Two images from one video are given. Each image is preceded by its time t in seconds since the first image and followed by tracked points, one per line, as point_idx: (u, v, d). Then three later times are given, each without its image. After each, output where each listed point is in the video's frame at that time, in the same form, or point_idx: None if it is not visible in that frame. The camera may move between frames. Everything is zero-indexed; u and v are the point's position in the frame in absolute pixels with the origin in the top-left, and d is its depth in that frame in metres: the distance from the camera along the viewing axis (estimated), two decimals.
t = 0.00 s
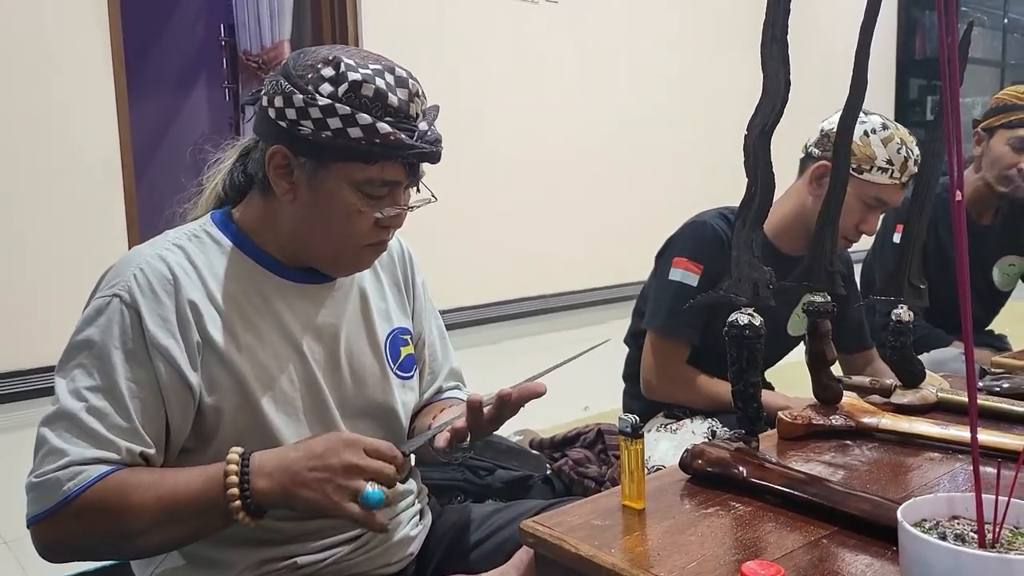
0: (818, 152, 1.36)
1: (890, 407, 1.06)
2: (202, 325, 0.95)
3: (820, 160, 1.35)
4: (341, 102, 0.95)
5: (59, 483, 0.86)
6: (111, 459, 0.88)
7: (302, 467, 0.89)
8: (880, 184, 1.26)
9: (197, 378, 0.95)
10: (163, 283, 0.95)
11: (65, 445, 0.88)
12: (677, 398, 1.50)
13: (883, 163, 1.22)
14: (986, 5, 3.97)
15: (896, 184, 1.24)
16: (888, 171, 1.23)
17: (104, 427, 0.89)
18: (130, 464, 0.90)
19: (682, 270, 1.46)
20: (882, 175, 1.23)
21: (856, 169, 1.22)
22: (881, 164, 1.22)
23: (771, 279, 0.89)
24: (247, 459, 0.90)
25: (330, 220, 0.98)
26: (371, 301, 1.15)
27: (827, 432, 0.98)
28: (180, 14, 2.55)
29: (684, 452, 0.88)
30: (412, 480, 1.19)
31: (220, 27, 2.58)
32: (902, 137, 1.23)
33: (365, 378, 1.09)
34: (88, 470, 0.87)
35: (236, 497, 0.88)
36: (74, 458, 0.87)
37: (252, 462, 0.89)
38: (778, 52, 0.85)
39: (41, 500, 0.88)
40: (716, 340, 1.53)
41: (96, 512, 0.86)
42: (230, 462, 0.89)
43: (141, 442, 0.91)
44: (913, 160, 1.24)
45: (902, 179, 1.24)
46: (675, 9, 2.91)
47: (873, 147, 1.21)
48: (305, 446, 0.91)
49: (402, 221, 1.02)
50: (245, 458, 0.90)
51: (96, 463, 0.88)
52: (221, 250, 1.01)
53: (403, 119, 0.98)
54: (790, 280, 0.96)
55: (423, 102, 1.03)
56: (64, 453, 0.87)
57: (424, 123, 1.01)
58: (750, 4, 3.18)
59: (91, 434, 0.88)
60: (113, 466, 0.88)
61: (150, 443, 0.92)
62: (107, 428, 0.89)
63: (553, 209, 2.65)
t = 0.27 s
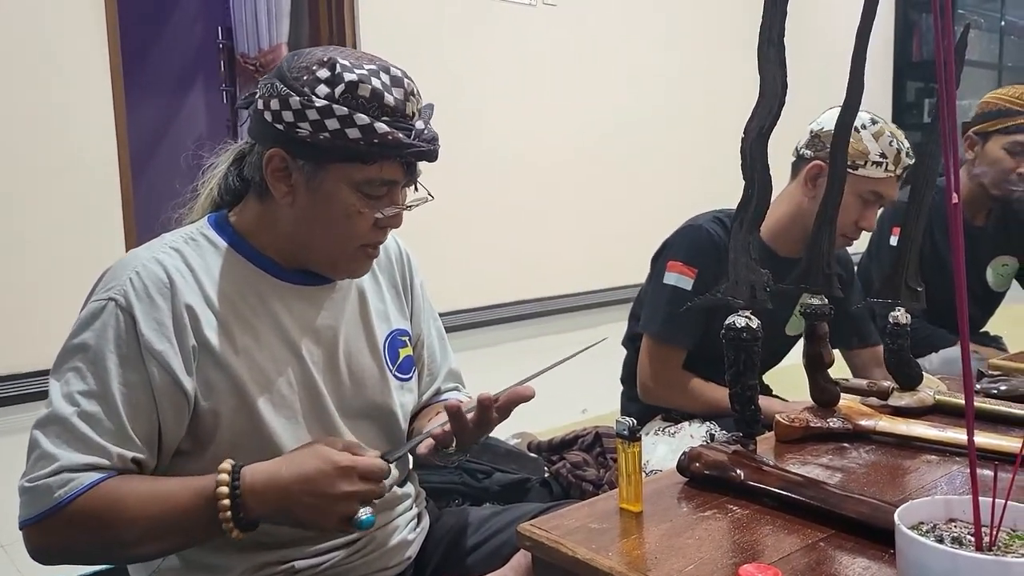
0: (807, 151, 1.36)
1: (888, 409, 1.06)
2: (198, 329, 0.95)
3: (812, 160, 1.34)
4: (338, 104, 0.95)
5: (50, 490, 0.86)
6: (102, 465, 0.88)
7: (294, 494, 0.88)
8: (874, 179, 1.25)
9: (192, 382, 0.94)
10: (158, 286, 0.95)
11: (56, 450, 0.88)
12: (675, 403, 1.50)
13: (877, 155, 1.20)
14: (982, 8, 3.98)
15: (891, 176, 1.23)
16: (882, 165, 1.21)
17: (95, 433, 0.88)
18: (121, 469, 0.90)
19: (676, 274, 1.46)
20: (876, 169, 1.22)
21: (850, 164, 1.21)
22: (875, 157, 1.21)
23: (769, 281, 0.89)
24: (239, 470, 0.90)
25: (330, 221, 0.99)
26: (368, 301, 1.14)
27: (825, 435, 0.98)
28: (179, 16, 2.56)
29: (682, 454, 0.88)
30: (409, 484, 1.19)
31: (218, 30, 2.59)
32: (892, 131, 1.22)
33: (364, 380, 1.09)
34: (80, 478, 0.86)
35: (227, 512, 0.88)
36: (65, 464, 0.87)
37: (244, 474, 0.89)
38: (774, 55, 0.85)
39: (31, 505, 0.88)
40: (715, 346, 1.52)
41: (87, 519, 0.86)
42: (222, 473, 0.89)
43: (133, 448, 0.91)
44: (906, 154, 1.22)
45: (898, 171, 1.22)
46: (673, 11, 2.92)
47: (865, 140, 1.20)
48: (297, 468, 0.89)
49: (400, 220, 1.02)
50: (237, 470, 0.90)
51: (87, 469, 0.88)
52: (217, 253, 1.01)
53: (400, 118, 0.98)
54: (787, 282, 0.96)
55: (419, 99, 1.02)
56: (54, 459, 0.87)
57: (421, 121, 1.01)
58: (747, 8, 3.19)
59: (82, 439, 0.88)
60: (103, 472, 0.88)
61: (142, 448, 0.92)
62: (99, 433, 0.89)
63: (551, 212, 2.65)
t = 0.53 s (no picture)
0: (796, 151, 1.33)
1: (885, 410, 1.06)
2: (192, 331, 0.95)
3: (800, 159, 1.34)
4: (330, 101, 0.95)
5: (45, 496, 0.87)
6: (97, 470, 0.88)
7: (290, 509, 0.90)
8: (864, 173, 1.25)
9: (185, 384, 0.94)
10: (152, 289, 0.94)
11: (51, 455, 0.88)
12: (669, 406, 1.50)
13: (866, 150, 1.20)
14: (979, 8, 3.99)
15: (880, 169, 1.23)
16: (872, 159, 1.21)
17: (89, 437, 0.88)
18: (116, 474, 0.90)
19: (668, 279, 1.46)
20: (866, 164, 1.22)
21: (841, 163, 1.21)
22: (864, 152, 1.21)
23: (765, 282, 0.89)
24: (235, 485, 0.90)
25: (323, 220, 0.98)
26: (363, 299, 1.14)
27: (822, 436, 0.98)
28: (176, 17, 2.55)
29: (679, 455, 0.88)
30: (406, 485, 1.19)
31: (215, 30, 2.58)
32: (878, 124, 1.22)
33: (361, 381, 1.09)
34: (75, 485, 0.87)
35: (224, 524, 0.89)
36: (58, 470, 0.87)
37: (238, 489, 0.90)
38: (770, 55, 0.85)
39: (27, 510, 0.88)
40: (707, 343, 1.53)
41: (84, 524, 0.87)
42: (217, 490, 0.89)
43: (127, 451, 0.91)
44: (892, 147, 1.23)
45: (887, 164, 1.23)
46: (670, 12, 2.92)
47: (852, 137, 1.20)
48: (291, 484, 0.90)
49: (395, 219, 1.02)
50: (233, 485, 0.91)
51: (83, 475, 0.88)
52: (212, 254, 1.01)
53: (392, 116, 0.98)
54: (783, 282, 0.96)
55: (411, 98, 1.03)
56: (48, 463, 0.87)
57: (414, 119, 1.01)
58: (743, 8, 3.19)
59: (76, 443, 0.88)
60: (99, 478, 0.88)
61: (135, 451, 0.92)
62: (93, 438, 0.89)
63: (547, 213, 2.65)
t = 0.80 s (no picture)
0: (785, 154, 1.37)
1: (882, 411, 1.06)
2: (190, 335, 0.95)
3: (788, 162, 1.37)
4: (298, 84, 0.96)
5: (45, 502, 0.87)
6: (95, 475, 0.88)
7: (286, 514, 0.89)
8: (853, 168, 1.27)
9: (183, 388, 0.94)
10: (150, 292, 0.94)
11: (49, 459, 0.88)
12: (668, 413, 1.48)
13: (851, 148, 1.23)
14: (976, 10, 4.00)
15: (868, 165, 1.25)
16: (858, 155, 1.24)
17: (88, 441, 0.88)
18: (115, 478, 0.90)
19: (665, 289, 1.44)
20: (854, 159, 1.24)
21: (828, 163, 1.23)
22: (850, 150, 1.23)
23: (763, 283, 0.89)
24: (233, 491, 0.90)
25: (299, 209, 0.97)
26: (361, 301, 1.14)
27: (820, 437, 0.98)
28: (174, 17, 2.55)
29: (677, 457, 0.88)
30: (404, 487, 1.19)
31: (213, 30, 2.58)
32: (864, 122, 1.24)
33: (359, 383, 1.09)
34: (75, 490, 0.87)
35: (224, 531, 0.89)
36: (57, 475, 0.87)
37: (238, 495, 0.90)
38: (768, 56, 0.85)
39: (27, 516, 0.88)
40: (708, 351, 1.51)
41: (84, 530, 0.87)
42: (216, 497, 0.90)
43: (125, 454, 0.91)
44: (881, 141, 1.25)
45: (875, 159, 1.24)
46: (668, 13, 2.92)
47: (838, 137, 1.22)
48: (284, 490, 0.89)
49: (377, 210, 0.99)
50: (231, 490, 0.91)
51: (82, 479, 0.88)
52: (208, 256, 1.01)
53: (363, 100, 0.97)
54: (781, 284, 0.96)
55: (389, 87, 1.02)
56: (46, 468, 0.87)
57: (389, 106, 1.00)
58: (741, 9, 3.19)
59: (74, 447, 0.88)
60: (98, 483, 0.89)
61: (133, 454, 0.92)
62: (92, 442, 0.89)
63: (545, 214, 2.65)
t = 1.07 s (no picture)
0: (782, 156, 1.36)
1: (880, 413, 1.06)
2: (190, 336, 0.95)
3: (786, 164, 1.35)
4: (264, 71, 0.97)
5: (46, 503, 0.87)
6: (95, 476, 0.88)
7: (284, 506, 0.89)
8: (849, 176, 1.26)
9: (183, 389, 0.94)
10: (150, 294, 0.94)
11: (50, 461, 0.88)
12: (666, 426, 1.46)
13: (847, 155, 1.22)
14: (974, 12, 4.01)
15: (864, 173, 1.24)
16: (854, 163, 1.23)
17: (88, 443, 0.88)
18: (115, 479, 0.90)
19: (666, 293, 1.43)
20: (849, 167, 1.24)
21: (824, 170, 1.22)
22: (846, 158, 1.23)
23: (761, 286, 0.89)
24: (231, 486, 0.91)
25: (276, 197, 0.97)
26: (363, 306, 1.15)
27: (818, 439, 0.98)
28: (172, 18, 2.55)
29: (675, 459, 0.88)
30: (403, 489, 1.19)
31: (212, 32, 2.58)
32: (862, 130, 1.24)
33: (358, 386, 1.09)
34: (75, 492, 0.87)
35: (224, 525, 0.89)
36: (57, 477, 0.87)
37: (234, 489, 0.91)
38: (766, 58, 0.85)
39: (28, 518, 0.88)
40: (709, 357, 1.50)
41: (85, 532, 0.87)
42: (214, 492, 0.90)
43: (126, 455, 0.91)
44: (877, 149, 1.24)
45: (872, 168, 1.24)
46: (667, 15, 2.92)
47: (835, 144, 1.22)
48: (279, 481, 0.89)
49: (353, 196, 0.98)
50: (229, 485, 0.92)
51: (82, 481, 0.88)
52: (207, 257, 1.01)
53: (329, 82, 0.98)
54: (778, 286, 0.96)
55: (362, 70, 1.02)
56: (47, 470, 0.87)
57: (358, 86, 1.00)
58: (739, 11, 3.20)
59: (74, 449, 0.88)
60: (97, 484, 0.88)
61: (134, 455, 0.92)
62: (92, 443, 0.89)
63: (544, 216, 2.65)
